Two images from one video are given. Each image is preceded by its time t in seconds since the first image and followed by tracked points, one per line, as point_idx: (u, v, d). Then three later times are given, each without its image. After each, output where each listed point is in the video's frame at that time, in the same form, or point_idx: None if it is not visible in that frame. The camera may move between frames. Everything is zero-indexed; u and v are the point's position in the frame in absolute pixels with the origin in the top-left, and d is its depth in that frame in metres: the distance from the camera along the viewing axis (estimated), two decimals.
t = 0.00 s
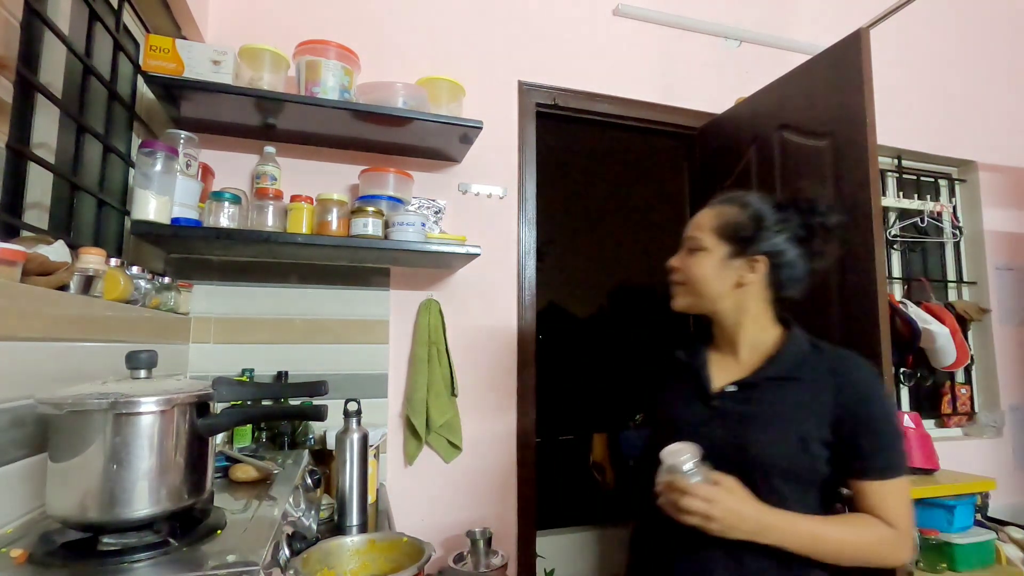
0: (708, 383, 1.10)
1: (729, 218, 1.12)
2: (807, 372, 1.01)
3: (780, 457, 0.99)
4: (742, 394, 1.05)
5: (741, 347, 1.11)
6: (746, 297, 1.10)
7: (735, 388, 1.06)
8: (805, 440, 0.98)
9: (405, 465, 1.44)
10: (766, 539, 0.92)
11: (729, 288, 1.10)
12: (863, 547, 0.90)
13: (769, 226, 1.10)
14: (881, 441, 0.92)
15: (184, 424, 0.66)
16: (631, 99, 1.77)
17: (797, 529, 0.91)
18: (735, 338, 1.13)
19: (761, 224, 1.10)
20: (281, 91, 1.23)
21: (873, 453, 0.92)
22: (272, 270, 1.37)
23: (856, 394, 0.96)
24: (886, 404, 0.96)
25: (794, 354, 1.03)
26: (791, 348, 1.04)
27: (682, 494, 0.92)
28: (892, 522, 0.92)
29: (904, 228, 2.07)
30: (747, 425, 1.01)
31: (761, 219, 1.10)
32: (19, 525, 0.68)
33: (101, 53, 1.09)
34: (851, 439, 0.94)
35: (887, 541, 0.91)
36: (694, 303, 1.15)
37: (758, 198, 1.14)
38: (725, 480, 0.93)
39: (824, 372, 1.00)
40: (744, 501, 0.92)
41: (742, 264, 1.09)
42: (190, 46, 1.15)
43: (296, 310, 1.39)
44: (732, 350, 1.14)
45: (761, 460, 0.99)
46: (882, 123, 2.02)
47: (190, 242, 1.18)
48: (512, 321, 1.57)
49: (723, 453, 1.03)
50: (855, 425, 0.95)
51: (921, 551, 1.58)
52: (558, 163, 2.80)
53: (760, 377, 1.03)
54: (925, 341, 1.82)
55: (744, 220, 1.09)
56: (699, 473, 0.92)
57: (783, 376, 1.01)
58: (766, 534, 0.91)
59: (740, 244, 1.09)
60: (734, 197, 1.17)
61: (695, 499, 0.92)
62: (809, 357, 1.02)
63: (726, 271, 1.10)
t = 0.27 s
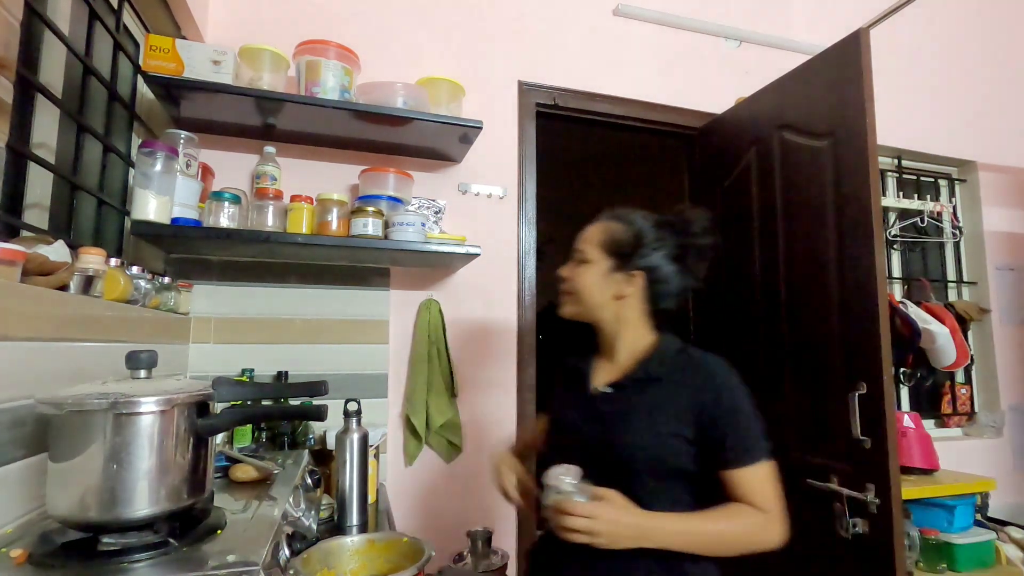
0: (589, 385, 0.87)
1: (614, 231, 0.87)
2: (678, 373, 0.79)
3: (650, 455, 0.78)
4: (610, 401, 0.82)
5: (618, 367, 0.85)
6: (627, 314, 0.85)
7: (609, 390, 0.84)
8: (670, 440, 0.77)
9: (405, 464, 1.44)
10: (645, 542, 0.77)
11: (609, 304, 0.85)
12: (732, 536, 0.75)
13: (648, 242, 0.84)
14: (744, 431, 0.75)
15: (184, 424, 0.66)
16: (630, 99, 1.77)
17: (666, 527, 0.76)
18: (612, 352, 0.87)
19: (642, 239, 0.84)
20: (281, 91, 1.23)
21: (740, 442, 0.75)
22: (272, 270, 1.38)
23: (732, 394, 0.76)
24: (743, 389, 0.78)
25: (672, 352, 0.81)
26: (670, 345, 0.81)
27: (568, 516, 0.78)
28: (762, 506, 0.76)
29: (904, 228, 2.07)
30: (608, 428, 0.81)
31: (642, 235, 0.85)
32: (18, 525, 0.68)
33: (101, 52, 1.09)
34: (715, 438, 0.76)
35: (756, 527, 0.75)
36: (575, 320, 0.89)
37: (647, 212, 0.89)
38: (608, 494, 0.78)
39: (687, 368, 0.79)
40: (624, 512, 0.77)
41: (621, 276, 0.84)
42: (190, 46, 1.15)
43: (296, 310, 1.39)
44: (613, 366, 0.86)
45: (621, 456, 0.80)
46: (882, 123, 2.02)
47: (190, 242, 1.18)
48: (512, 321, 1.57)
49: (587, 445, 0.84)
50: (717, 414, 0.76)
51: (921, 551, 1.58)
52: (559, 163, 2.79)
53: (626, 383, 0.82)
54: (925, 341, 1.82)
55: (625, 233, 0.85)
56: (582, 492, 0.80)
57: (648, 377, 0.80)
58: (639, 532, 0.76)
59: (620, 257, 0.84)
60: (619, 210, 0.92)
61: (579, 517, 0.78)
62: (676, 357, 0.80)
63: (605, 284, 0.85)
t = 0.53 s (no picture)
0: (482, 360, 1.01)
1: (514, 225, 0.99)
2: (555, 351, 0.94)
3: (532, 426, 0.91)
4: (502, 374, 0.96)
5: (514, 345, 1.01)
6: (519, 299, 0.99)
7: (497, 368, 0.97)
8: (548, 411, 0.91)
9: (405, 464, 1.44)
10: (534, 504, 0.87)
11: (504, 290, 0.99)
12: (609, 493, 0.88)
13: (541, 236, 0.97)
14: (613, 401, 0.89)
15: (184, 424, 0.66)
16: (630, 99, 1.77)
17: (552, 489, 0.87)
18: (502, 331, 1.03)
19: (535, 234, 0.97)
20: (281, 91, 1.23)
21: (612, 411, 0.89)
22: (272, 270, 1.37)
23: (605, 372, 0.91)
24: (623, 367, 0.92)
25: (554, 333, 0.96)
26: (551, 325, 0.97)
27: (458, 482, 0.84)
28: (629, 465, 0.90)
29: (904, 228, 2.07)
30: (495, 403, 0.94)
31: (537, 229, 0.97)
32: (19, 525, 0.68)
33: (101, 52, 1.10)
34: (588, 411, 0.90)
35: (628, 484, 0.88)
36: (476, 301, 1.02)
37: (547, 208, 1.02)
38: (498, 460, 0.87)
39: (563, 349, 0.94)
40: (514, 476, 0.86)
41: (516, 267, 0.98)
42: (190, 46, 1.15)
43: (296, 310, 1.39)
44: (503, 342, 1.02)
45: (506, 428, 0.92)
46: (882, 123, 2.02)
47: (190, 243, 1.18)
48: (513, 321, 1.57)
49: (477, 422, 0.96)
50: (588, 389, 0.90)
51: (921, 551, 1.58)
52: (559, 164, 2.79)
53: (513, 359, 0.96)
54: (926, 341, 1.82)
55: (523, 227, 0.98)
56: (472, 459, 0.86)
57: (530, 355, 0.94)
58: (531, 496, 0.86)
59: (516, 248, 0.97)
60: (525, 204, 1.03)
61: (468, 483, 0.84)
62: (556, 340, 0.95)
63: (500, 272, 0.98)
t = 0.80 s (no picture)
0: (430, 356, 1.05)
1: (465, 225, 1.05)
2: (499, 346, 1.01)
3: (483, 421, 0.97)
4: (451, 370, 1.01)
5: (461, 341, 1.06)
6: (469, 297, 1.05)
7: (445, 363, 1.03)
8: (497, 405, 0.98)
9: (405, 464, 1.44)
10: (499, 492, 0.93)
11: (455, 288, 1.05)
12: (565, 476, 0.97)
13: (492, 239, 1.03)
14: (557, 390, 0.98)
15: (184, 424, 0.66)
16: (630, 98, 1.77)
17: (513, 478, 0.94)
18: (451, 328, 1.08)
19: (488, 236, 1.03)
20: (281, 91, 1.23)
21: (559, 401, 0.97)
22: (272, 270, 1.37)
23: (549, 365, 0.99)
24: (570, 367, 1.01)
25: (499, 329, 1.03)
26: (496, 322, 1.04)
27: (421, 484, 0.87)
28: (580, 446, 0.99)
29: (904, 228, 2.07)
30: (443, 401, 0.99)
31: (489, 231, 1.04)
32: (19, 525, 0.68)
33: (101, 52, 1.10)
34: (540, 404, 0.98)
35: (580, 465, 0.98)
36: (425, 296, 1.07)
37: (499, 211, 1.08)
38: (457, 455, 0.92)
39: (506, 344, 1.01)
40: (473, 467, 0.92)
41: (467, 267, 1.04)
42: (190, 46, 1.15)
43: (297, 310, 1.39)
44: (451, 338, 1.08)
45: (456, 425, 0.98)
46: (883, 123, 2.02)
47: (190, 243, 1.18)
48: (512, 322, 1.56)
49: (428, 422, 1.01)
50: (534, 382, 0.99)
51: (920, 551, 1.59)
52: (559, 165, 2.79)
53: (462, 354, 1.01)
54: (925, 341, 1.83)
55: (476, 228, 1.03)
56: (433, 460, 0.88)
57: (478, 349, 1.01)
58: (495, 487, 0.93)
59: (469, 249, 1.03)
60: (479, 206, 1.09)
61: (431, 484, 0.87)
62: (499, 337, 1.02)
63: (452, 271, 1.04)
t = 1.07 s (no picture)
0: (412, 357, 1.05)
1: (449, 225, 1.04)
2: (477, 349, 1.01)
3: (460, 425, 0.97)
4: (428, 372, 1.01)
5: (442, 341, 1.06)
6: (451, 299, 1.05)
7: (424, 364, 1.02)
8: (472, 407, 0.98)
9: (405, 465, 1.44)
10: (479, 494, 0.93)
11: (437, 289, 1.04)
12: (544, 481, 0.96)
13: (476, 239, 1.03)
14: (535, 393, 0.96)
15: (184, 423, 0.66)
16: (630, 99, 1.77)
17: (490, 483, 0.93)
18: (434, 328, 1.08)
19: (472, 237, 1.02)
20: (281, 91, 1.23)
21: (543, 404, 0.96)
22: (272, 270, 1.37)
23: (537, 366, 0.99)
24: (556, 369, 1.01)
25: (477, 331, 1.03)
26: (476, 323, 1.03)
27: (397, 487, 0.87)
28: (561, 451, 0.97)
29: (904, 228, 2.07)
30: (418, 403, 0.99)
31: (473, 232, 1.03)
32: (19, 525, 0.68)
33: (101, 53, 1.10)
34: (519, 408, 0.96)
35: (560, 469, 0.97)
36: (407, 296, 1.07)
37: (484, 211, 1.07)
38: (434, 459, 0.92)
39: (484, 347, 1.01)
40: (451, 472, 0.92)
41: (449, 268, 1.03)
42: (190, 46, 1.15)
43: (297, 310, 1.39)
44: (433, 339, 1.08)
45: (432, 427, 0.98)
46: (883, 123, 2.02)
47: (190, 242, 1.18)
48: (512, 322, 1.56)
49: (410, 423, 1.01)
50: (512, 385, 0.98)
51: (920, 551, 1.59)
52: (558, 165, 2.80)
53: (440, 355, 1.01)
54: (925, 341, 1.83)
55: (460, 229, 1.03)
56: (409, 463, 0.89)
57: (457, 352, 1.01)
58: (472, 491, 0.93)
59: (452, 250, 1.02)
60: (464, 205, 1.08)
61: (407, 486, 0.88)
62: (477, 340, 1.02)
63: (434, 272, 1.03)
